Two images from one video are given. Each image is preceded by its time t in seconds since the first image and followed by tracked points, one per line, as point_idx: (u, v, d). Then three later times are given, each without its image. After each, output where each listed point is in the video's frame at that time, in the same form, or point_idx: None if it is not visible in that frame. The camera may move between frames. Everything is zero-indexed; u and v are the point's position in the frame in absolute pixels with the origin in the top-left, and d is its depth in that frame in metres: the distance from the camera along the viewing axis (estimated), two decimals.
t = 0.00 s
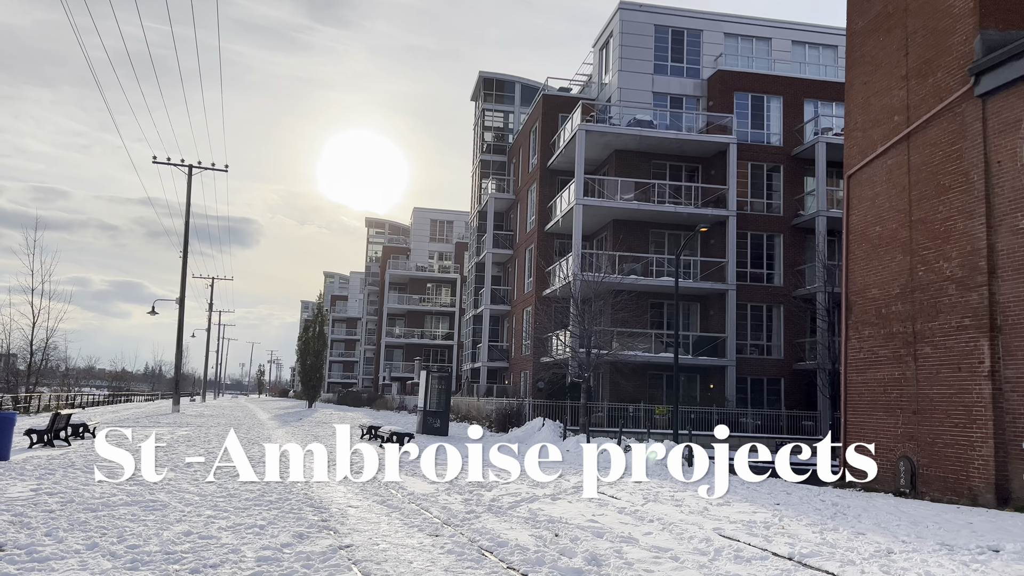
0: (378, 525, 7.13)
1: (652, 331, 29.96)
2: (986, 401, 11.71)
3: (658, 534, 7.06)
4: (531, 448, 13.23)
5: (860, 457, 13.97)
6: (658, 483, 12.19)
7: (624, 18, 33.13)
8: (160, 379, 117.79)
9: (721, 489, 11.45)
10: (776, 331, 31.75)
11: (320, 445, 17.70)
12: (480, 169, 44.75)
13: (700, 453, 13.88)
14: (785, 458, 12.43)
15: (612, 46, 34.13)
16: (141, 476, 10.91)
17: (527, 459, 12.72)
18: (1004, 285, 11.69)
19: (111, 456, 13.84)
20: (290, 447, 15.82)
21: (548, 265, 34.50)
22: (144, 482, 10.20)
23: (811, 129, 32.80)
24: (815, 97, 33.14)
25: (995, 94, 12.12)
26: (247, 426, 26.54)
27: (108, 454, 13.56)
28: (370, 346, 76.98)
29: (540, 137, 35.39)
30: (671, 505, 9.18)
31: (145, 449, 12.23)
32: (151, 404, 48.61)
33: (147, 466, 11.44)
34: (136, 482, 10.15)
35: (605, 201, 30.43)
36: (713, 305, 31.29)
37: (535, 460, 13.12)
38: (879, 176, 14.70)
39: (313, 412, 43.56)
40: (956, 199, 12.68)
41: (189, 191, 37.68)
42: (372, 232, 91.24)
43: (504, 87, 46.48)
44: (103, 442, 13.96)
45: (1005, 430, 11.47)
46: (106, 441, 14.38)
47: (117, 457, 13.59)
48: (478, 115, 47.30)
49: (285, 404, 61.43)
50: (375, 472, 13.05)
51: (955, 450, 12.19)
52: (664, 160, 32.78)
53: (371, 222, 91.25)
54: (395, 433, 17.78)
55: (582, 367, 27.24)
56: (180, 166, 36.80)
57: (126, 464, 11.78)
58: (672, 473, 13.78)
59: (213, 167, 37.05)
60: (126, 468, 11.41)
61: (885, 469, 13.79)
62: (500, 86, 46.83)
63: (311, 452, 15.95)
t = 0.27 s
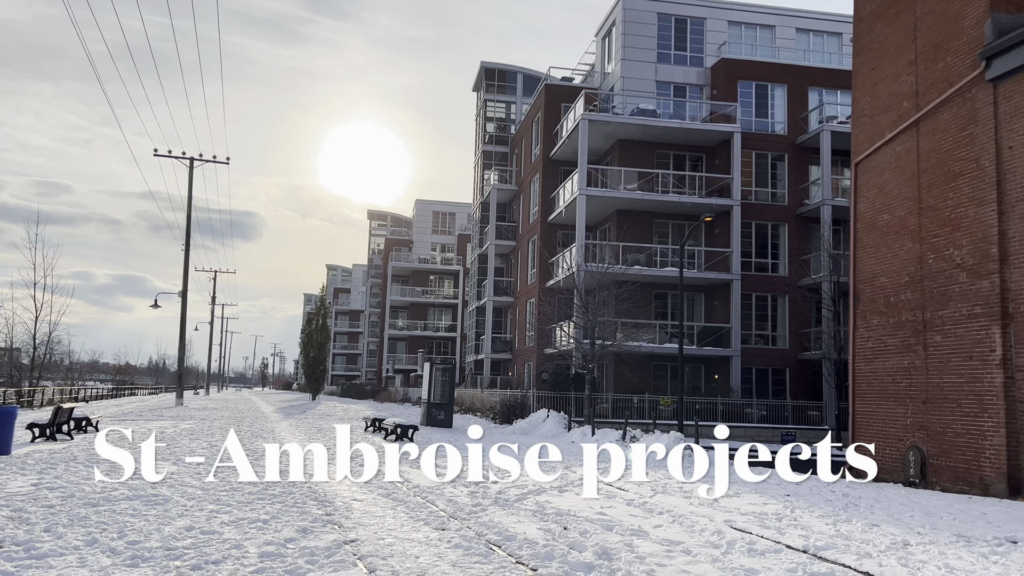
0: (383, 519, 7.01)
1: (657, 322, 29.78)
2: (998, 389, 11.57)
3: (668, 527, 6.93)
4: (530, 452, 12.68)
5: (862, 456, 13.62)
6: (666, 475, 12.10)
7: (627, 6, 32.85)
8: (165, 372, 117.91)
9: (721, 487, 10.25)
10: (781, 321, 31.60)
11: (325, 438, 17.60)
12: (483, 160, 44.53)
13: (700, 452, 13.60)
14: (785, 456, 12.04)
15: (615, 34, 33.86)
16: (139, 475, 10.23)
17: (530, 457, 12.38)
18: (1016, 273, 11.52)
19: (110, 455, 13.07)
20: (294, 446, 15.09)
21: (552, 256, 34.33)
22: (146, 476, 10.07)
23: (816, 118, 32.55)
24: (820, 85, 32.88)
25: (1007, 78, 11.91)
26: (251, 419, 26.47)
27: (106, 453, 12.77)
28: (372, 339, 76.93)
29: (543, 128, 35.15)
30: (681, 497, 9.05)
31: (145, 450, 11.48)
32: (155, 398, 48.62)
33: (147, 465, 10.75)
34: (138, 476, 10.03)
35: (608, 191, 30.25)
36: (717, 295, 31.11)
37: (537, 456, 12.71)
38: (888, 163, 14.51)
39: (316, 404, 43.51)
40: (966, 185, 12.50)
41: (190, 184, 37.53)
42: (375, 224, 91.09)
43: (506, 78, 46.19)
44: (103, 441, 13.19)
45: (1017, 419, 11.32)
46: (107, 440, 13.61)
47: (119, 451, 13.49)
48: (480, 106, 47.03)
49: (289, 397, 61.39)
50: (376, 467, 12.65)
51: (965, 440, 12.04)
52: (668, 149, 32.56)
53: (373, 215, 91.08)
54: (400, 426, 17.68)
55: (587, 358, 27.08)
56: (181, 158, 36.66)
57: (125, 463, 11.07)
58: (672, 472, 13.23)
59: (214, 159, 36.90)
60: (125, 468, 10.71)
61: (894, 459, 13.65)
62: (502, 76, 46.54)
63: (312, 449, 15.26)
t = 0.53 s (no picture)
0: (387, 519, 6.87)
1: (660, 316, 29.62)
2: (1010, 383, 11.40)
3: (679, 527, 6.78)
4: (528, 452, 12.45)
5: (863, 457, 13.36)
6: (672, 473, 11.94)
7: None
8: (167, 368, 117.97)
9: (721, 486, 10.03)
10: (786, 314, 31.43)
11: (328, 435, 17.48)
12: (485, 153, 44.33)
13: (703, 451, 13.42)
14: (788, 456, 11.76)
15: (617, 26, 33.61)
16: (140, 476, 10.02)
17: (530, 458, 12.12)
18: None
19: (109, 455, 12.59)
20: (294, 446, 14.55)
21: (555, 249, 34.19)
22: (147, 476, 9.94)
23: (820, 109, 32.29)
24: (824, 75, 32.62)
25: (1018, 66, 11.70)
26: (254, 415, 26.37)
27: (106, 454, 12.33)
28: (375, 334, 76.87)
29: (545, 120, 34.96)
30: (689, 494, 8.90)
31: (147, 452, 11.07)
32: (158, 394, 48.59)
33: (147, 466, 10.54)
34: (138, 476, 9.90)
35: (611, 184, 30.05)
36: (721, 288, 30.97)
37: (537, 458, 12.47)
38: (896, 154, 14.31)
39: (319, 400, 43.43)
40: (977, 175, 12.30)
41: (191, 180, 37.39)
42: (376, 219, 90.87)
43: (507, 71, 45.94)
44: (102, 441, 12.66)
45: None
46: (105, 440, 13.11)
47: (121, 449, 13.37)
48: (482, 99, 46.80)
49: (292, 392, 61.34)
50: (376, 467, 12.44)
51: (976, 435, 11.87)
52: (671, 142, 32.35)
53: (375, 209, 90.92)
54: (403, 422, 17.56)
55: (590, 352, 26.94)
56: (182, 154, 36.52)
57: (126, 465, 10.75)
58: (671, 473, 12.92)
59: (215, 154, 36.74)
60: (125, 468, 10.52)
61: (903, 453, 13.50)
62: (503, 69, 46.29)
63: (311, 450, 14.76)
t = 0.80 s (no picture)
0: (395, 516, 6.72)
1: (666, 308, 29.43)
2: None
3: (694, 522, 6.62)
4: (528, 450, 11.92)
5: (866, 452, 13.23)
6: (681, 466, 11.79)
7: None
8: (171, 364, 118.09)
9: (722, 486, 9.24)
10: (792, 306, 31.24)
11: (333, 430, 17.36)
12: (488, 146, 44.12)
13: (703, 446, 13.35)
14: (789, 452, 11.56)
15: (621, 17, 33.36)
16: (140, 476, 9.69)
17: (529, 458, 11.63)
18: None
19: (107, 455, 12.10)
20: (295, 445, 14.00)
21: (559, 242, 34.04)
22: (151, 473, 9.81)
23: (825, 99, 32.03)
24: (829, 65, 32.37)
25: None
26: (259, 410, 26.29)
27: (105, 453, 11.85)
28: (378, 329, 76.75)
29: (548, 112, 34.74)
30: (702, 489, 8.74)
31: (147, 452, 10.63)
32: (162, 389, 48.55)
33: (147, 465, 10.19)
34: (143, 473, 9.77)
35: (616, 175, 29.86)
36: (727, 280, 30.78)
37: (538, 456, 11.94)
38: (906, 142, 14.13)
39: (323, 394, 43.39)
40: (990, 163, 12.11)
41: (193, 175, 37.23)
42: (379, 213, 90.69)
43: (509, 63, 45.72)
44: (101, 439, 12.17)
45: None
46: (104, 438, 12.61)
47: (124, 446, 13.24)
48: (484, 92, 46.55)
49: (296, 387, 61.30)
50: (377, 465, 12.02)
51: (991, 426, 11.70)
52: (676, 133, 32.13)
53: (377, 204, 90.76)
54: (409, 417, 17.43)
55: (595, 345, 26.77)
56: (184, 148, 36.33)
57: (127, 465, 10.36)
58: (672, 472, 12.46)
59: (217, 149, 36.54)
60: (128, 465, 10.38)
61: (915, 446, 13.34)
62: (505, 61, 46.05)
63: (312, 449, 14.21)
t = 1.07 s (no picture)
0: (405, 515, 6.58)
1: (670, 304, 29.27)
2: None
3: (711, 521, 6.48)
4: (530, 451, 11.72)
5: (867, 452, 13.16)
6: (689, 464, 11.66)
7: None
8: (174, 363, 117.98)
9: (721, 485, 8.87)
10: (796, 302, 31.09)
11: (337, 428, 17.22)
12: (489, 143, 43.92)
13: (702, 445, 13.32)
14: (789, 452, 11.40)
15: (623, 11, 33.15)
16: (141, 476, 9.49)
17: (529, 459, 11.42)
18: None
19: (105, 455, 11.86)
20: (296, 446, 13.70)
21: (562, 238, 33.89)
22: (155, 472, 9.66)
23: (829, 93, 31.84)
24: (833, 59, 32.17)
25: None
26: (262, 409, 26.15)
27: (103, 452, 11.59)
28: (380, 326, 76.64)
29: (551, 108, 34.54)
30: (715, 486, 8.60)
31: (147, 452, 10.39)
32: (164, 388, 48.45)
33: (147, 465, 9.99)
34: (146, 472, 9.62)
35: (619, 171, 29.71)
36: (731, 275, 30.62)
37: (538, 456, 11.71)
38: (916, 134, 13.95)
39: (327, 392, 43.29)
40: (1002, 154, 11.94)
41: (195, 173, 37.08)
42: (380, 211, 90.43)
43: (510, 59, 45.55)
44: (99, 439, 11.90)
45: None
46: (102, 437, 12.38)
47: (127, 445, 13.09)
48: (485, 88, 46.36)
49: (298, 385, 61.18)
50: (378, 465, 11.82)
51: (1005, 421, 11.54)
52: (679, 128, 31.96)
53: (378, 202, 90.56)
54: (414, 415, 17.28)
55: (600, 342, 26.61)
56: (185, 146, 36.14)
57: (127, 465, 10.15)
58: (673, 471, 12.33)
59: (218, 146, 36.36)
60: (130, 465, 10.22)
61: (927, 441, 13.20)
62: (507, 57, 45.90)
63: (311, 448, 13.91)
